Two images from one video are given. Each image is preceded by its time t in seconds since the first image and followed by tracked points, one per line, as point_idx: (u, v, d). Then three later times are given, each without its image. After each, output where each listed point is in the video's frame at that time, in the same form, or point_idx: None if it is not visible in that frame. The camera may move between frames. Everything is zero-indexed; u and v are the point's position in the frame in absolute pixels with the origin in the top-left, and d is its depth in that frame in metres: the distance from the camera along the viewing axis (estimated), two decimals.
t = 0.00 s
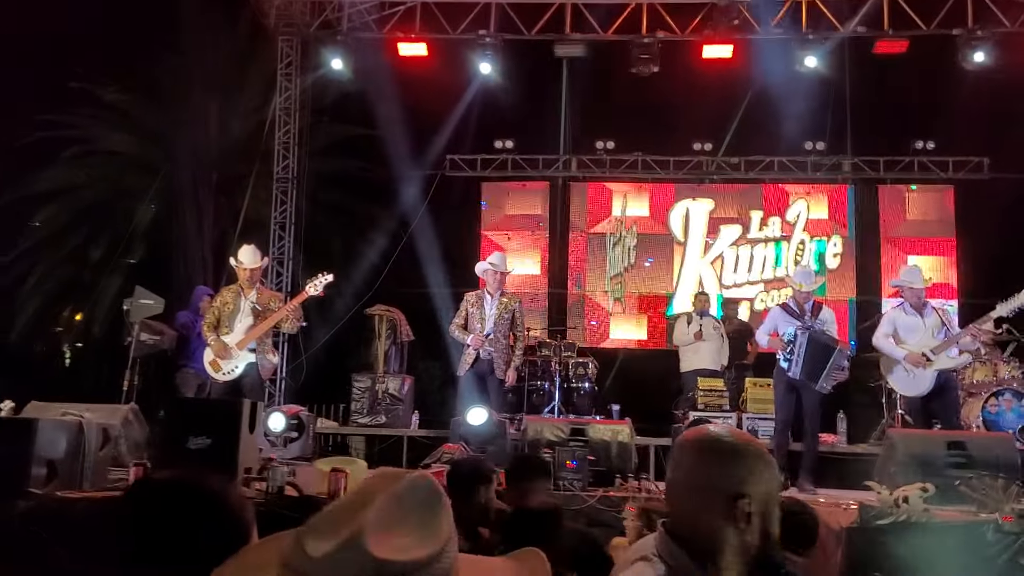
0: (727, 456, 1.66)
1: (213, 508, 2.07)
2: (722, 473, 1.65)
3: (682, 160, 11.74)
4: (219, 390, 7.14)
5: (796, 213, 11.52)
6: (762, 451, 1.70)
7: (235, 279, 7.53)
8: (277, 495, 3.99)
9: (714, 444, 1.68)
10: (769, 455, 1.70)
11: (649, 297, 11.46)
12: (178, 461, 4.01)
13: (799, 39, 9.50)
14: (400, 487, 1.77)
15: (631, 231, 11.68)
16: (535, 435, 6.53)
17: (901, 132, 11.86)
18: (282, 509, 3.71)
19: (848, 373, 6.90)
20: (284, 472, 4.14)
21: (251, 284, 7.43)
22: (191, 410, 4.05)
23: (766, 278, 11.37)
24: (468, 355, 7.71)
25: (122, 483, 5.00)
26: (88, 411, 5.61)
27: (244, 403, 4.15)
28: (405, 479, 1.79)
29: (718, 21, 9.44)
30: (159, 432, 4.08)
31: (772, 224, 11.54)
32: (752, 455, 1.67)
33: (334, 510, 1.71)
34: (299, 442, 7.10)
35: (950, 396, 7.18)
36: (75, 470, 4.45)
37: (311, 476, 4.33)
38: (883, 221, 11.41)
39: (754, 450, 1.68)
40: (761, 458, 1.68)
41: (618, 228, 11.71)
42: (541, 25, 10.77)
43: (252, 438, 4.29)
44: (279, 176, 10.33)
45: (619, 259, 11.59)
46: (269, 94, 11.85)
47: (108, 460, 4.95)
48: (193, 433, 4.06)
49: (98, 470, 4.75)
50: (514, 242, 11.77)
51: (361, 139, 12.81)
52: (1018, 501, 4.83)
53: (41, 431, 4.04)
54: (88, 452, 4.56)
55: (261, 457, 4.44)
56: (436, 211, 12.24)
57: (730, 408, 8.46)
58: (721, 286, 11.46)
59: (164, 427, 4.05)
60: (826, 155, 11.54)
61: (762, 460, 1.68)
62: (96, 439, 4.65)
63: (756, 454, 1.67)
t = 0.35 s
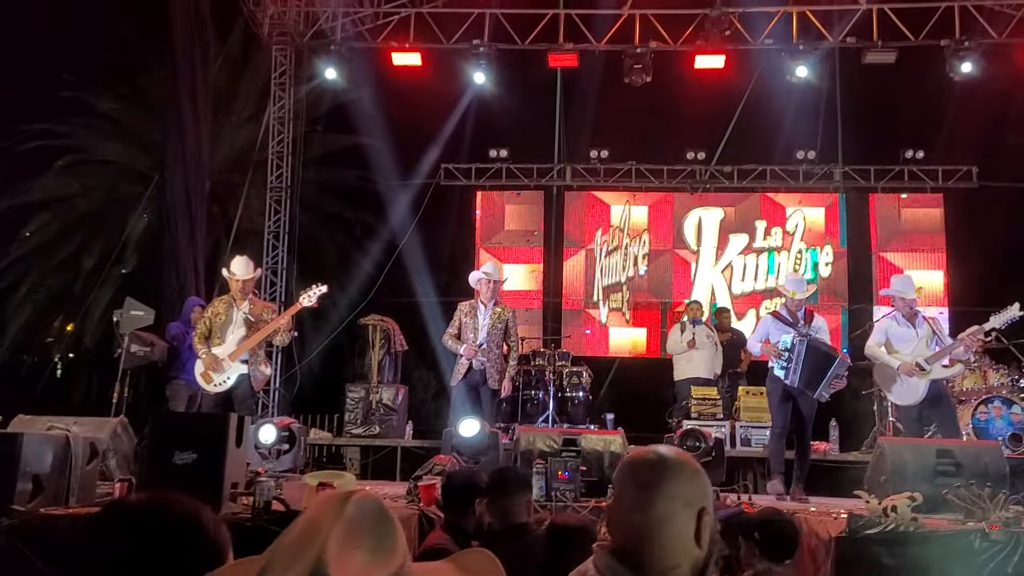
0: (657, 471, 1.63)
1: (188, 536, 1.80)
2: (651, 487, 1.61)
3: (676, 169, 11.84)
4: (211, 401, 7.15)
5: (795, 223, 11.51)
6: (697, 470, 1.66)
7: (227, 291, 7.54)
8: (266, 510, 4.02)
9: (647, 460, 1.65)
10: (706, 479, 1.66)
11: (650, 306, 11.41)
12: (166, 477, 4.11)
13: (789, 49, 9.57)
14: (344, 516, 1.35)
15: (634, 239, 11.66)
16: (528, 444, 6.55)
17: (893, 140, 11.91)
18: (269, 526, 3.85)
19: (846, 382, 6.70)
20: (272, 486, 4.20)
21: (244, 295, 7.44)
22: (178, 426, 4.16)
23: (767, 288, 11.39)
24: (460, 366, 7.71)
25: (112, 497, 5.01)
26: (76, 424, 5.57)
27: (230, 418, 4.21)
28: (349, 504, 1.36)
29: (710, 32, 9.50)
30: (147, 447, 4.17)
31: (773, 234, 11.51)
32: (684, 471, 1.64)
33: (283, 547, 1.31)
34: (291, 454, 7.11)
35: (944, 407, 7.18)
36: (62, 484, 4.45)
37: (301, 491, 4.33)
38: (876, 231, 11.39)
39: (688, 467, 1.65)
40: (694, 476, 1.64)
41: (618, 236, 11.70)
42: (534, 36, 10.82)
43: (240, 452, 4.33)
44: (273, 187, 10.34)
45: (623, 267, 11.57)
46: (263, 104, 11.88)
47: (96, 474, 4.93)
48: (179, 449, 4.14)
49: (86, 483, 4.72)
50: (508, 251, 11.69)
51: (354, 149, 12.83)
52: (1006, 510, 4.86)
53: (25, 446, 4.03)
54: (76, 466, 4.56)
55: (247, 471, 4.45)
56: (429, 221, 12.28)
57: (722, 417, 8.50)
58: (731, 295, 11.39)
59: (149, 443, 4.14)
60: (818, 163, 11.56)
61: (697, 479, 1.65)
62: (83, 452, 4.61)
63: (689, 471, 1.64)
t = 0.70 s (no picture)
0: (633, 461, 1.56)
1: (191, 558, 1.50)
2: (619, 480, 1.55)
3: (681, 181, 11.82)
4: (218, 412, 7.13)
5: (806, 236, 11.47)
6: (678, 458, 1.56)
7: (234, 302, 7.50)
8: (271, 522, 3.98)
9: (630, 451, 1.59)
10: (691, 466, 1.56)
11: (663, 319, 11.39)
12: (173, 488, 4.09)
13: (796, 62, 9.56)
14: (345, 529, 1.54)
15: (654, 252, 11.68)
16: (533, 458, 6.53)
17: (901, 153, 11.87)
18: (275, 536, 3.84)
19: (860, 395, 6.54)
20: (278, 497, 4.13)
21: (250, 307, 7.41)
22: (185, 437, 4.14)
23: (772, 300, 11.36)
24: (464, 378, 7.69)
25: (118, 508, 4.97)
26: (83, 435, 5.56)
27: (237, 429, 4.18)
28: (348, 521, 1.55)
29: (715, 45, 9.50)
30: (154, 459, 4.14)
31: (786, 249, 11.50)
32: (659, 461, 1.55)
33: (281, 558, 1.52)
34: (296, 465, 7.04)
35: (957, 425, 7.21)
36: (70, 494, 4.42)
37: (305, 503, 4.30)
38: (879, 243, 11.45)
39: (667, 455, 1.55)
40: (672, 465, 1.54)
41: (635, 249, 11.74)
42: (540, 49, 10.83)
43: (246, 464, 4.31)
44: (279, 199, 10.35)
45: (641, 279, 11.59)
46: (270, 117, 11.91)
47: (105, 485, 4.88)
48: (187, 460, 4.13)
49: (94, 494, 4.67)
50: (513, 262, 11.74)
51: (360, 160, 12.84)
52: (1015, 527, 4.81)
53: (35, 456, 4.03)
54: (85, 476, 4.53)
55: (254, 482, 4.43)
56: (435, 233, 12.28)
57: (729, 430, 8.45)
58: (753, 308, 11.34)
59: (156, 454, 4.12)
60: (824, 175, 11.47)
61: (683, 470, 1.54)
62: (92, 463, 4.58)
63: (666, 460, 1.54)
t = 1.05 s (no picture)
0: (628, 483, 1.60)
1: (212, 562, 1.55)
2: (613, 501, 1.61)
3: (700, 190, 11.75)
4: (238, 421, 7.13)
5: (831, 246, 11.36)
6: (673, 481, 1.60)
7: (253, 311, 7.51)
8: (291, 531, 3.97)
9: (621, 472, 1.63)
10: (682, 495, 1.60)
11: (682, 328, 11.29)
12: (193, 496, 4.08)
13: (815, 69, 9.51)
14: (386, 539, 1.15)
15: (687, 260, 11.55)
16: (551, 468, 6.53)
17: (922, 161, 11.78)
18: (298, 545, 3.83)
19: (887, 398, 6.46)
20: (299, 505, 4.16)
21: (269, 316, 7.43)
22: (205, 446, 4.14)
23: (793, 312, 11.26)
24: (482, 387, 7.63)
25: (139, 517, 4.97)
26: (106, 444, 5.58)
27: (256, 438, 4.18)
28: (378, 531, 1.62)
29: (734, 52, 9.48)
30: (178, 467, 4.13)
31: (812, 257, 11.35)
32: (659, 486, 1.59)
33: None
34: (315, 475, 7.05)
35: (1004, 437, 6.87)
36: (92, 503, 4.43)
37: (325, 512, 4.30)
38: (900, 252, 11.38)
39: (655, 477, 1.60)
40: (658, 490, 1.59)
41: (664, 258, 11.62)
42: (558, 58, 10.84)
43: (267, 472, 4.30)
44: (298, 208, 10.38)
45: (669, 287, 11.45)
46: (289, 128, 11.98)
47: (127, 493, 4.89)
48: (207, 468, 4.12)
49: (116, 502, 4.68)
50: (529, 272, 11.76)
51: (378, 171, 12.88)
52: None
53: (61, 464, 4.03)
54: (107, 485, 4.54)
55: (274, 491, 4.42)
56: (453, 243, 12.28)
57: (750, 441, 8.38)
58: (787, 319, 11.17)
59: (177, 462, 4.12)
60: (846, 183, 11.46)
61: (667, 487, 1.59)
62: (114, 473, 4.59)
63: (653, 482, 1.59)
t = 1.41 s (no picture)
0: (630, 502, 1.61)
1: (244, 574, 1.27)
2: (613, 518, 1.61)
3: (730, 190, 11.65)
4: (271, 427, 7.21)
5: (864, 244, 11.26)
6: (668, 504, 1.62)
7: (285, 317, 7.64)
8: (328, 536, 4.00)
9: (626, 491, 1.63)
10: (677, 514, 1.62)
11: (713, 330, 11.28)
12: (231, 502, 4.15)
13: (845, 66, 9.42)
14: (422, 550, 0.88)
15: (733, 261, 11.50)
16: (585, 470, 6.48)
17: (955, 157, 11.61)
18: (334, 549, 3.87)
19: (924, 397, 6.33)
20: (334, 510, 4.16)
21: (301, 322, 7.54)
22: (242, 451, 4.21)
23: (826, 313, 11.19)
24: (515, 391, 7.67)
25: (177, 523, 5.03)
26: (143, 450, 5.67)
27: (293, 443, 4.24)
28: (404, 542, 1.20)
29: (762, 51, 9.43)
30: (214, 474, 4.21)
31: (849, 258, 11.24)
32: (654, 508, 1.60)
33: None
34: (350, 479, 7.12)
35: None
36: (130, 510, 4.50)
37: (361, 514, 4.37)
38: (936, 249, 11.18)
39: (650, 496, 1.62)
40: (656, 510, 1.60)
41: (707, 258, 11.60)
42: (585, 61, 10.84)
43: (303, 478, 4.35)
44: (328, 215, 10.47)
45: (712, 289, 11.44)
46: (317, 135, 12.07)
47: (164, 500, 4.96)
48: (244, 474, 4.19)
49: (154, 508, 4.76)
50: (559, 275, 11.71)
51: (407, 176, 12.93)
52: None
53: (98, 473, 4.16)
54: (145, 492, 4.61)
55: (310, 496, 4.46)
56: (482, 247, 12.32)
57: (784, 442, 8.31)
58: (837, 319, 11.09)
59: (215, 468, 4.19)
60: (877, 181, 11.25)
61: (665, 508, 1.62)
62: (152, 479, 4.66)
63: (649, 502, 1.61)
